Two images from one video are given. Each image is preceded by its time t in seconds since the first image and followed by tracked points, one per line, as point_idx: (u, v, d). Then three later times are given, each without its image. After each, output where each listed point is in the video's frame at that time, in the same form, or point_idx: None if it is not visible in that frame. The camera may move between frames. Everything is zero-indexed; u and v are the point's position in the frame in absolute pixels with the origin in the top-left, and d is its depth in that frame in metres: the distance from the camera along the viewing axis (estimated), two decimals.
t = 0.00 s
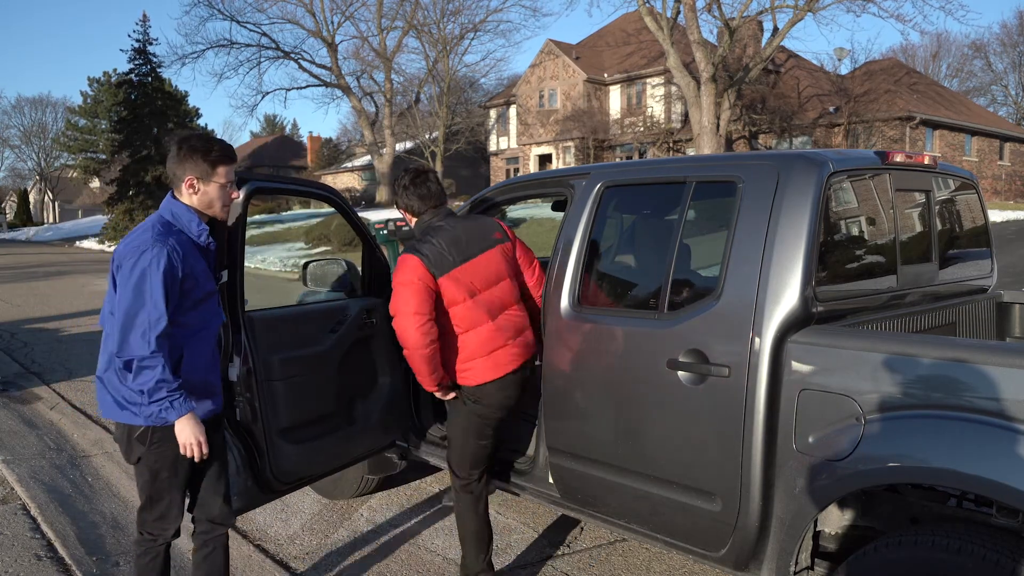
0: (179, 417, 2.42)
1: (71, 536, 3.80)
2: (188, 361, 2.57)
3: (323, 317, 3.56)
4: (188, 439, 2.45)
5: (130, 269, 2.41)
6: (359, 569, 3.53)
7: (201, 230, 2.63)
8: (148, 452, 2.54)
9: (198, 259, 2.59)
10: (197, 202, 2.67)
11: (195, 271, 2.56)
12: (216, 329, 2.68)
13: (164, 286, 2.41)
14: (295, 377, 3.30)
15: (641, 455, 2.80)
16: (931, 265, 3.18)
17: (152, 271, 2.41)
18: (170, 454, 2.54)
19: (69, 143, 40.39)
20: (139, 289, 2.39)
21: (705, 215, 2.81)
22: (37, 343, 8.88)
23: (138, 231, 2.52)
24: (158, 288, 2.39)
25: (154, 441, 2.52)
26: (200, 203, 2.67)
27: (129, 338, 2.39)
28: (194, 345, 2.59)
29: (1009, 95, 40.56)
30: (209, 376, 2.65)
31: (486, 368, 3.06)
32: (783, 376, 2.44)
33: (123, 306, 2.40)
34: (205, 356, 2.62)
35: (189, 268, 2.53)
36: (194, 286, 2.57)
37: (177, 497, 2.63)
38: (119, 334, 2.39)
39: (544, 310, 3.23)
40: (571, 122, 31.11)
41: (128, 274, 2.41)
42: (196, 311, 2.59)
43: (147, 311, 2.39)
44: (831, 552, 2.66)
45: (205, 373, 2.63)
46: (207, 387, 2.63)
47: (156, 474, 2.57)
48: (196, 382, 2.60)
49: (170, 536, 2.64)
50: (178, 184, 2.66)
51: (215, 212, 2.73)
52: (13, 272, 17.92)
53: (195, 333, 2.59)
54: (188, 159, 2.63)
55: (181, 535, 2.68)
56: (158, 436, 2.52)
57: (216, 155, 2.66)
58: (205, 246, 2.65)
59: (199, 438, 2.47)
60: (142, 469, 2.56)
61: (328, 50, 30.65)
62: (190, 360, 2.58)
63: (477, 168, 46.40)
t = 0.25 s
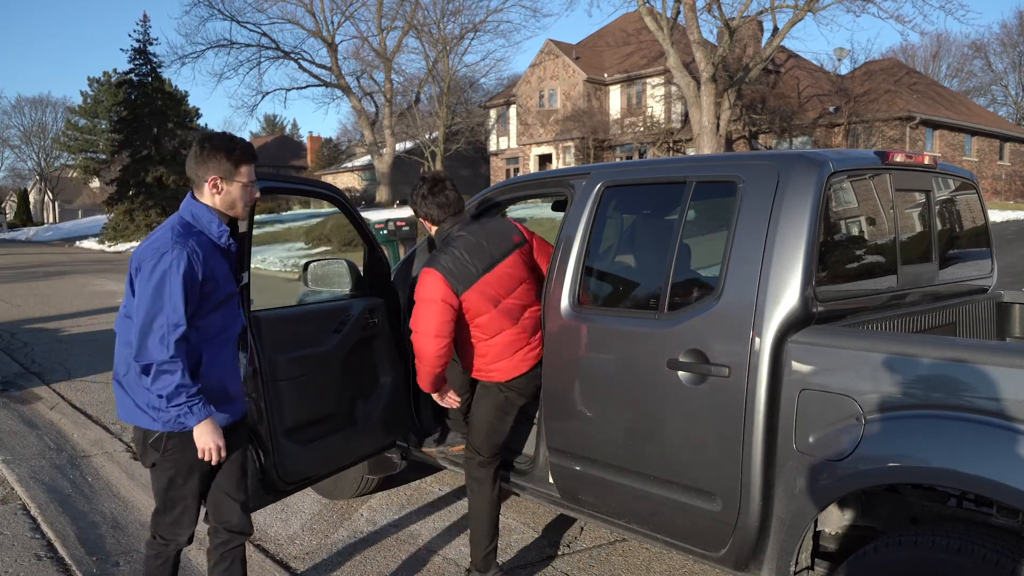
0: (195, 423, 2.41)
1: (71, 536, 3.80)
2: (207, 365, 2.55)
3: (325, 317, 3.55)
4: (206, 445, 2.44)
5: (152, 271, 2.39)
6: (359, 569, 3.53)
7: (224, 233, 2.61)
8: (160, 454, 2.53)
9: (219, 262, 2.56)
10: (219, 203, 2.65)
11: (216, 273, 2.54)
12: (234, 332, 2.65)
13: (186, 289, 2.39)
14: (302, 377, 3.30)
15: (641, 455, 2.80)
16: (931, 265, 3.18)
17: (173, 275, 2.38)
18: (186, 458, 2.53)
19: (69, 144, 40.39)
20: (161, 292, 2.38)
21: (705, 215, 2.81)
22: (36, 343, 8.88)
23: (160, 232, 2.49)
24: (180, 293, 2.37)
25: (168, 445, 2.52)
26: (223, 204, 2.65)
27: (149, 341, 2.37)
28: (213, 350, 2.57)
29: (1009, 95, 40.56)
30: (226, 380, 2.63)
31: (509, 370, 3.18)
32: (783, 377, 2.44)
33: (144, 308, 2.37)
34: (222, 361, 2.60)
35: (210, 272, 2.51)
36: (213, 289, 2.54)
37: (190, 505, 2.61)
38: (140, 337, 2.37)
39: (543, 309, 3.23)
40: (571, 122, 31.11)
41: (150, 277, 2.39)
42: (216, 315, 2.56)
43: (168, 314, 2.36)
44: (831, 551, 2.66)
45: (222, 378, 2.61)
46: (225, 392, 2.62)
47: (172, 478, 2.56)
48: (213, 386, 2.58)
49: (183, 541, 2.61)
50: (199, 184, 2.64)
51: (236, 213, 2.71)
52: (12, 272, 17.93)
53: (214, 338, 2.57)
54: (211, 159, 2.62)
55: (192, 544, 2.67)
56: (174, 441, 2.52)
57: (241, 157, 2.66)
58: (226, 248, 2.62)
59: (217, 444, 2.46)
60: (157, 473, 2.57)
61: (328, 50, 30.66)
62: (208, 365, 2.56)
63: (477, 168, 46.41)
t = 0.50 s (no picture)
0: (213, 434, 2.29)
1: (71, 536, 3.80)
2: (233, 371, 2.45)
3: (325, 317, 3.55)
4: (218, 460, 2.31)
5: (181, 269, 2.30)
6: (359, 569, 3.54)
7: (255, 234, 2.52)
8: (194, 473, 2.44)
9: (249, 264, 2.47)
10: (251, 203, 2.57)
11: (246, 275, 2.44)
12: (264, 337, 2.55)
13: (213, 289, 2.30)
14: (303, 377, 3.30)
15: (642, 457, 2.79)
16: (930, 265, 3.18)
17: (202, 274, 2.29)
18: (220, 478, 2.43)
19: (69, 144, 40.42)
20: (188, 292, 2.28)
21: (705, 215, 2.81)
22: (36, 343, 8.89)
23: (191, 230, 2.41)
24: (208, 292, 2.27)
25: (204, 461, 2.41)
26: (253, 205, 2.57)
27: (174, 341, 2.27)
28: (241, 355, 2.47)
29: (1009, 95, 40.55)
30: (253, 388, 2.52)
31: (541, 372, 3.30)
32: (783, 377, 2.44)
33: (172, 307, 2.28)
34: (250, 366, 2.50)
35: (239, 272, 2.42)
36: (245, 291, 2.45)
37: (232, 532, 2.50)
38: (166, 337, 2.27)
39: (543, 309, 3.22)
40: (570, 122, 31.13)
41: (178, 275, 2.29)
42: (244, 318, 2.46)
43: (195, 315, 2.27)
44: (830, 552, 2.67)
45: (249, 384, 2.51)
46: (251, 402, 2.51)
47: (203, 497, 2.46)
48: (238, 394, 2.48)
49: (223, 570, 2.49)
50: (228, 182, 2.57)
51: (268, 214, 2.63)
52: (13, 273, 17.96)
53: (242, 342, 2.46)
54: (241, 158, 2.55)
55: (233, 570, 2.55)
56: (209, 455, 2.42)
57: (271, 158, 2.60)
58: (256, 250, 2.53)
59: (225, 459, 2.32)
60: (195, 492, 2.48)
61: (328, 50, 30.68)
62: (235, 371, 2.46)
63: (477, 168, 46.42)
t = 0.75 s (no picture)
0: (257, 432, 2.30)
1: (71, 536, 3.81)
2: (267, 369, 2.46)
3: (324, 320, 3.52)
4: (261, 458, 2.31)
5: (218, 267, 2.30)
6: (359, 568, 3.54)
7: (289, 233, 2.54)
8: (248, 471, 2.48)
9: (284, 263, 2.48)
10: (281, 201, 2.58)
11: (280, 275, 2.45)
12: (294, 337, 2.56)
13: (252, 288, 2.31)
14: (306, 379, 3.29)
15: (642, 458, 2.79)
16: (930, 266, 3.18)
17: (241, 272, 2.31)
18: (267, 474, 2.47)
19: (69, 144, 40.42)
20: (227, 288, 2.29)
21: (705, 216, 2.81)
22: (36, 343, 8.89)
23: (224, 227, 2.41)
24: (248, 289, 2.28)
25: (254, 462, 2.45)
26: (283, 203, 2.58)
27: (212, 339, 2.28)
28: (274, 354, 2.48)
29: (1009, 95, 40.55)
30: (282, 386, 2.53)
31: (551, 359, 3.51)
32: (783, 377, 2.45)
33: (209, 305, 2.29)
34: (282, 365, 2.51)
35: (277, 272, 2.44)
36: (280, 290, 2.47)
37: (290, 532, 2.55)
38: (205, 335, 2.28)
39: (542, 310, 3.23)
40: (571, 122, 31.13)
41: (215, 271, 2.30)
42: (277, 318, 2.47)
43: (235, 312, 2.28)
44: (831, 552, 2.67)
45: (281, 383, 2.52)
46: (283, 402, 2.53)
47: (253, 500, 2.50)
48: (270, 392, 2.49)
49: (293, 569, 2.54)
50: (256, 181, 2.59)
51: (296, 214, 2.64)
52: (13, 272, 17.96)
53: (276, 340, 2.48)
54: (269, 157, 2.56)
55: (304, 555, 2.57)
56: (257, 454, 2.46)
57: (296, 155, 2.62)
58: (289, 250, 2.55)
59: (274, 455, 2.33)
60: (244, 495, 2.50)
61: (328, 50, 30.68)
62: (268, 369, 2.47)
63: (477, 168, 46.43)
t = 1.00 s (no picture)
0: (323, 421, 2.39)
1: (71, 536, 3.81)
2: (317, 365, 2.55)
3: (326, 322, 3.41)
4: (325, 447, 2.42)
5: (285, 262, 2.38)
6: (360, 568, 3.54)
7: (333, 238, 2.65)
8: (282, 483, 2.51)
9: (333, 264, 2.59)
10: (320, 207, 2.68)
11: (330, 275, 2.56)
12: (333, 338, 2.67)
13: (320, 283, 2.41)
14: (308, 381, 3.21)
15: (642, 458, 2.79)
16: (931, 266, 3.19)
17: (308, 268, 2.41)
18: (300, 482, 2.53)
19: (69, 144, 40.40)
20: (297, 281, 2.38)
21: (705, 216, 2.81)
22: (36, 343, 8.89)
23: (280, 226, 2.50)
24: (317, 282, 2.38)
25: (290, 473, 2.51)
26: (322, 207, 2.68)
27: (283, 331, 2.35)
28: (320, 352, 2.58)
29: (1009, 95, 40.54)
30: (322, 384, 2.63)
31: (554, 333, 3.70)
32: (783, 377, 2.44)
33: (279, 298, 2.36)
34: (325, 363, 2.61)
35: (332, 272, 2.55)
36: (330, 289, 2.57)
37: (314, 545, 2.59)
38: (276, 327, 2.35)
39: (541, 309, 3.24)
40: (570, 122, 31.12)
41: (283, 266, 2.38)
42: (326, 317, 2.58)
43: (305, 305, 2.37)
44: (831, 552, 2.67)
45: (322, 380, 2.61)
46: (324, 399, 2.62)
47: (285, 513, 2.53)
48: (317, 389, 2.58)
49: None
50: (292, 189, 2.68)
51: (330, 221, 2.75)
52: (13, 272, 17.96)
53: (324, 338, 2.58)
54: (309, 165, 2.66)
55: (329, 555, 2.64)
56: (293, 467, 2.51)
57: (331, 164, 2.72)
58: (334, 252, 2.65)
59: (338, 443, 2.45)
60: (275, 507, 2.52)
61: (328, 50, 30.66)
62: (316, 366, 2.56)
63: (477, 168, 46.43)
